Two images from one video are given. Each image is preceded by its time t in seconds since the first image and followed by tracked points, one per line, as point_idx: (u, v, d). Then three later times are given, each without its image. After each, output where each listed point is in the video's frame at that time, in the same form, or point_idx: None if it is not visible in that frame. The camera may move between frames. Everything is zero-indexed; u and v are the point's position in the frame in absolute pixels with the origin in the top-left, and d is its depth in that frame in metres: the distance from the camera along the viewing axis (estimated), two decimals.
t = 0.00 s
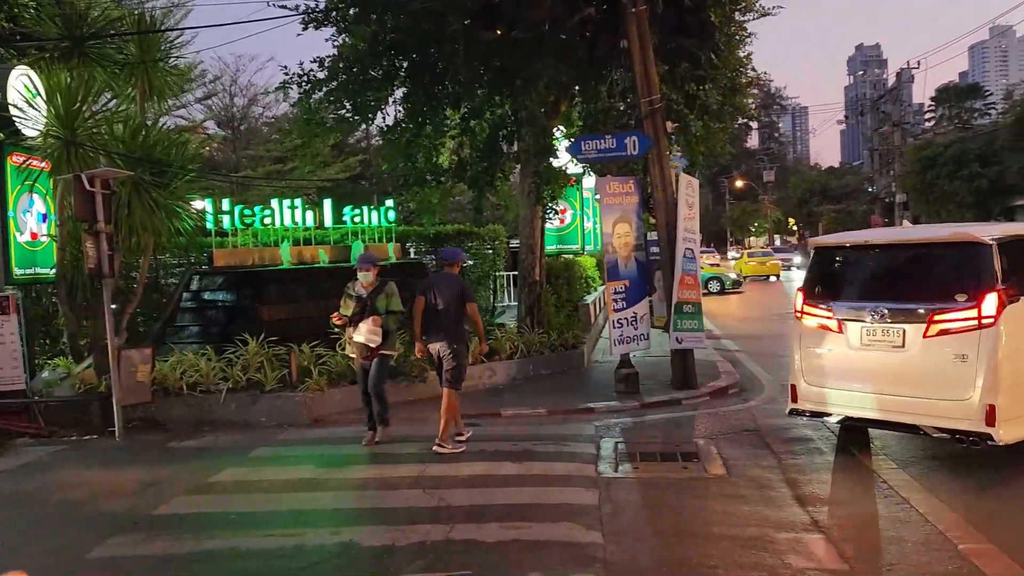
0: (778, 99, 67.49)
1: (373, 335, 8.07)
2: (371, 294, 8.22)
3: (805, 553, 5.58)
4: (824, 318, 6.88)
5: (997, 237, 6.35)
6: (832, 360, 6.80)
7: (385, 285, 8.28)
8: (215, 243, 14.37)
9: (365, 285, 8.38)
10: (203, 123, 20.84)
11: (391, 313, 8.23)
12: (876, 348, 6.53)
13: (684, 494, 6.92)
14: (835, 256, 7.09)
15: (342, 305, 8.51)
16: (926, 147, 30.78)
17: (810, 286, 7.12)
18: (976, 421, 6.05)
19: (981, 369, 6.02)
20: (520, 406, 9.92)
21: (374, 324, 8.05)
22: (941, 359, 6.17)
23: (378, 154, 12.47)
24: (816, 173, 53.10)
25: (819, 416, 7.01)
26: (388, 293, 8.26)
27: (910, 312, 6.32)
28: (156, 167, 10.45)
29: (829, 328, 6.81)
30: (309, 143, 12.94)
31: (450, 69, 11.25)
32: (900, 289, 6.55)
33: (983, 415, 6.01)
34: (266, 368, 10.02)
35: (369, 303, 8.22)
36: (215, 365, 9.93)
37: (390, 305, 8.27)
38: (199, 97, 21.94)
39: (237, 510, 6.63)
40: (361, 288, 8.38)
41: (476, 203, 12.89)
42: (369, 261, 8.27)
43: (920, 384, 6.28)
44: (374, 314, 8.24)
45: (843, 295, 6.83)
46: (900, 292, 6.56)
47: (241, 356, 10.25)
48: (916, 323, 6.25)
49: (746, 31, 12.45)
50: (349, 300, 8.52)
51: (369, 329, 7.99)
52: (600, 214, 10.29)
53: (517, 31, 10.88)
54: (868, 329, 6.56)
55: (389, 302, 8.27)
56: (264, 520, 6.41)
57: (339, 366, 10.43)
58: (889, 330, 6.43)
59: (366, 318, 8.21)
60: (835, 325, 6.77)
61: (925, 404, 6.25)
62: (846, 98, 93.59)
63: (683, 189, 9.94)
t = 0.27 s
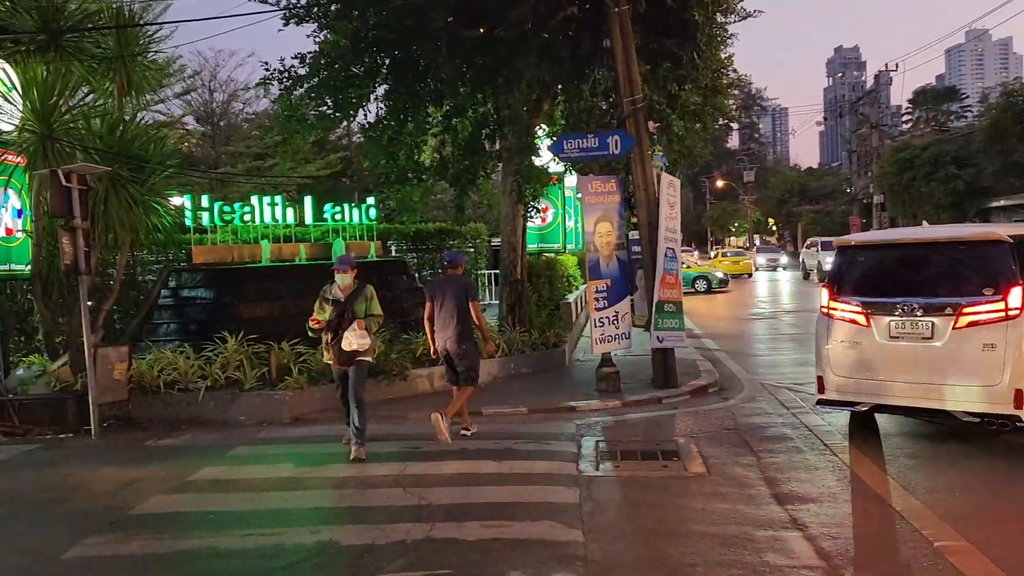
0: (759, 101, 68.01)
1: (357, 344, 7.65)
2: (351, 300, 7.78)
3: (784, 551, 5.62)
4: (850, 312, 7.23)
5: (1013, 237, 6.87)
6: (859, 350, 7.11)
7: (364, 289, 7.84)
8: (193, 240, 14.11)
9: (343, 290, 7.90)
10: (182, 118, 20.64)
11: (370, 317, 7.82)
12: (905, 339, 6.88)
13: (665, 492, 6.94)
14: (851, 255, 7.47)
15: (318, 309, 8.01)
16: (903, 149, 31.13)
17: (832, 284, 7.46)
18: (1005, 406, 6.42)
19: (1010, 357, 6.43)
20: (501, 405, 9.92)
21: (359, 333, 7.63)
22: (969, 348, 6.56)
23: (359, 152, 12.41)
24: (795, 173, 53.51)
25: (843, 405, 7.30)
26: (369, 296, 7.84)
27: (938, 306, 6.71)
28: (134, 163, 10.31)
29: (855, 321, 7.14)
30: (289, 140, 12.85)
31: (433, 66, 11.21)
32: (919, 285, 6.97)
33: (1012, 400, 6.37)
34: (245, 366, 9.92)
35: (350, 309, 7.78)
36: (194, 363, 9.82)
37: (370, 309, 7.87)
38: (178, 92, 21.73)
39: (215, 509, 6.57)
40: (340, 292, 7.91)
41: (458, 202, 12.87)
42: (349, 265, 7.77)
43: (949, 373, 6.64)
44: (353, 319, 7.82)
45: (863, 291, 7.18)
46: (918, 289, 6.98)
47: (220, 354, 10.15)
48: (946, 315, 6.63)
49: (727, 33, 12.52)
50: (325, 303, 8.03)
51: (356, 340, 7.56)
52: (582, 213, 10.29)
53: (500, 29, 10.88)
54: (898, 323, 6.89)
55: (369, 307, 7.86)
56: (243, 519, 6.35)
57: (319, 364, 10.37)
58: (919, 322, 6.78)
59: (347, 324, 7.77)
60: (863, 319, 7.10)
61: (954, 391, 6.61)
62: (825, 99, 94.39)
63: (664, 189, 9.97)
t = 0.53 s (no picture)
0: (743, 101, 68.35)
1: (344, 335, 7.39)
2: (332, 290, 7.53)
3: (766, 548, 5.66)
4: (871, 304, 8.03)
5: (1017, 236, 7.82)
6: (881, 340, 7.96)
7: (345, 280, 7.62)
8: (176, 234, 13.97)
9: (322, 282, 7.63)
10: (164, 112, 20.46)
11: (353, 309, 7.59)
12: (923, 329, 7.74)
13: (648, 490, 6.97)
14: (872, 251, 8.25)
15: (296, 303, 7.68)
16: (885, 150, 31.39)
17: (854, 278, 8.25)
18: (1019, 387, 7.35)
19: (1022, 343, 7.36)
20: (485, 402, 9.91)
21: (347, 323, 7.38)
22: (984, 336, 7.47)
23: (344, 148, 12.36)
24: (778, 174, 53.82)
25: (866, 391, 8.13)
26: (350, 287, 7.62)
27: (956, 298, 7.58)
28: (116, 156, 10.23)
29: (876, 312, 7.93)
30: (273, 135, 12.78)
31: (419, 62, 11.18)
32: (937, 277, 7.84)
33: None
34: (227, 362, 9.85)
35: (332, 300, 7.52)
36: (175, 358, 9.73)
37: (351, 301, 7.65)
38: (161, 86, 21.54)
39: (197, 506, 6.53)
40: (320, 284, 7.63)
41: (443, 199, 12.85)
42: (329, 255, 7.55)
43: (966, 359, 7.53)
44: (336, 312, 7.56)
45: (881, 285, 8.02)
46: (937, 283, 7.83)
47: (202, 350, 10.08)
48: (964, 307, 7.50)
49: (713, 33, 12.55)
50: (303, 297, 7.72)
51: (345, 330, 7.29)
52: (567, 210, 10.29)
53: (486, 26, 10.87)
54: (918, 314, 7.74)
55: (350, 298, 7.63)
56: (224, 515, 6.31)
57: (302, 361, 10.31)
58: (938, 313, 7.65)
59: (330, 316, 7.50)
60: (883, 309, 7.90)
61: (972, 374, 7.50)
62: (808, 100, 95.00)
63: (649, 188, 10.00)
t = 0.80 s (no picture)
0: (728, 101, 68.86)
1: (327, 340, 6.84)
2: (309, 296, 6.93)
3: (748, 547, 5.69)
4: (879, 299, 8.84)
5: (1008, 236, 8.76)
6: (889, 330, 8.74)
7: (320, 283, 7.04)
8: (158, 231, 13.86)
9: (296, 287, 7.00)
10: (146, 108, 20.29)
11: (332, 314, 7.05)
12: (927, 320, 8.57)
13: (631, 489, 6.99)
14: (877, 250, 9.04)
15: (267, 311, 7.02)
16: (867, 151, 31.65)
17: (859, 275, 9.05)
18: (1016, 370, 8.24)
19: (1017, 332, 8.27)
20: (468, 400, 9.90)
21: (331, 329, 6.83)
22: (985, 326, 8.34)
23: (328, 145, 12.28)
24: (762, 173, 54.11)
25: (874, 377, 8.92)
26: (326, 291, 7.05)
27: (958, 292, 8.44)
28: (97, 152, 10.13)
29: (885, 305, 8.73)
30: (257, 132, 12.69)
31: (404, 60, 11.15)
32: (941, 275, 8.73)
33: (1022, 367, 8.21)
34: (209, 360, 9.76)
35: (309, 306, 6.94)
36: (157, 357, 9.64)
37: (327, 304, 7.09)
38: (143, 81, 21.35)
39: (177, 505, 6.48)
40: (293, 290, 7.00)
41: (427, 197, 12.81)
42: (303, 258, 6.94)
43: (968, 347, 8.39)
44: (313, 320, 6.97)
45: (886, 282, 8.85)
46: (940, 279, 8.70)
47: (183, 348, 10.00)
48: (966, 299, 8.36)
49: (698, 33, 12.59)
50: (273, 304, 7.05)
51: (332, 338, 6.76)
52: (551, 210, 10.29)
53: (472, 24, 10.86)
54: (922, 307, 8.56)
55: (327, 302, 7.07)
56: (204, 515, 6.26)
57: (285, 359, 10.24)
58: (941, 305, 8.47)
59: (308, 323, 6.92)
60: (891, 302, 8.69)
61: (974, 360, 8.36)
62: (792, 100, 95.57)
63: (633, 187, 10.01)
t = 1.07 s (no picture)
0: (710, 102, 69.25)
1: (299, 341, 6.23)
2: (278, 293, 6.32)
3: (729, 545, 5.72)
4: (870, 293, 9.77)
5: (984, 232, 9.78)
6: (880, 323, 9.68)
7: (288, 277, 6.44)
8: (137, 229, 13.72)
9: (263, 282, 6.39)
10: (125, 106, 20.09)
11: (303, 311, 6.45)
12: (914, 312, 9.54)
13: (613, 487, 7.01)
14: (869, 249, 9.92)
15: (230, 309, 6.39)
16: (847, 151, 31.93)
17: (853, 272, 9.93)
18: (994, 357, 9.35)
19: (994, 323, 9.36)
20: (451, 400, 9.88)
21: (304, 328, 6.22)
22: (966, 317, 9.41)
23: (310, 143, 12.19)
24: (744, 173, 54.40)
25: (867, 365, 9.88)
26: (295, 286, 6.48)
27: (943, 287, 9.46)
28: (75, 150, 10.01)
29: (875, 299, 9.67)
30: (238, 130, 12.59)
31: (387, 58, 11.11)
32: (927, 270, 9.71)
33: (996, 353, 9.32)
34: (189, 359, 9.67)
35: (278, 302, 6.33)
36: (135, 357, 9.54)
37: (296, 301, 6.50)
38: (123, 78, 21.14)
39: (156, 505, 6.42)
40: (259, 286, 6.39)
41: (410, 196, 12.78)
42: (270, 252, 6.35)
43: (951, 336, 9.42)
44: (283, 317, 6.35)
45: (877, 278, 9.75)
46: (925, 275, 9.67)
47: (163, 347, 9.90)
48: (950, 293, 9.40)
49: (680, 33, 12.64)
50: (236, 302, 6.43)
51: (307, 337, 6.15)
52: (534, 209, 10.28)
53: (455, 23, 10.84)
54: (911, 300, 9.53)
55: (295, 298, 6.48)
56: (183, 515, 6.21)
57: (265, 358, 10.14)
58: (928, 298, 9.45)
59: (277, 322, 6.31)
60: (880, 297, 9.62)
61: (957, 347, 9.39)
62: (774, 101, 96.23)
63: (616, 187, 10.02)
